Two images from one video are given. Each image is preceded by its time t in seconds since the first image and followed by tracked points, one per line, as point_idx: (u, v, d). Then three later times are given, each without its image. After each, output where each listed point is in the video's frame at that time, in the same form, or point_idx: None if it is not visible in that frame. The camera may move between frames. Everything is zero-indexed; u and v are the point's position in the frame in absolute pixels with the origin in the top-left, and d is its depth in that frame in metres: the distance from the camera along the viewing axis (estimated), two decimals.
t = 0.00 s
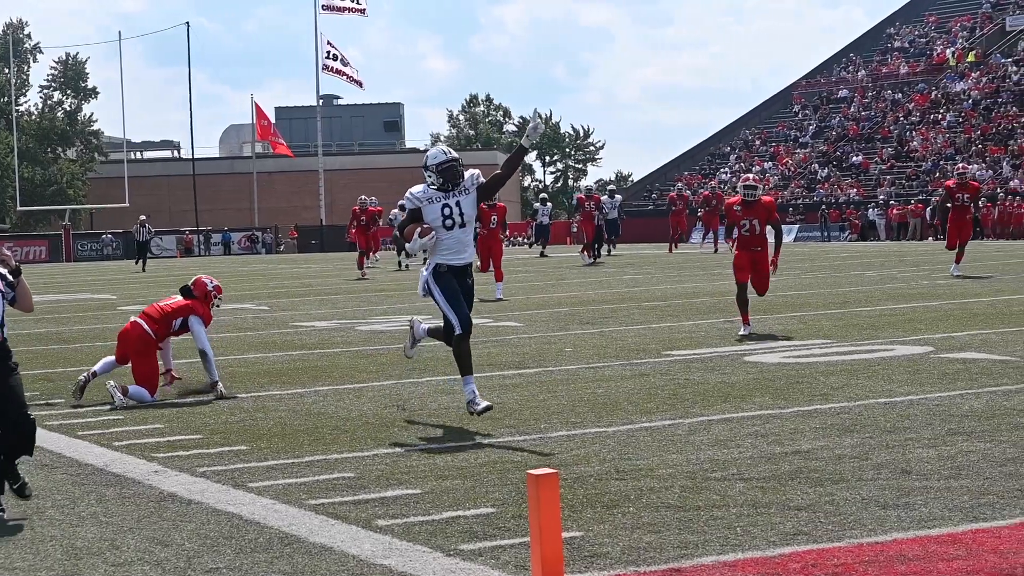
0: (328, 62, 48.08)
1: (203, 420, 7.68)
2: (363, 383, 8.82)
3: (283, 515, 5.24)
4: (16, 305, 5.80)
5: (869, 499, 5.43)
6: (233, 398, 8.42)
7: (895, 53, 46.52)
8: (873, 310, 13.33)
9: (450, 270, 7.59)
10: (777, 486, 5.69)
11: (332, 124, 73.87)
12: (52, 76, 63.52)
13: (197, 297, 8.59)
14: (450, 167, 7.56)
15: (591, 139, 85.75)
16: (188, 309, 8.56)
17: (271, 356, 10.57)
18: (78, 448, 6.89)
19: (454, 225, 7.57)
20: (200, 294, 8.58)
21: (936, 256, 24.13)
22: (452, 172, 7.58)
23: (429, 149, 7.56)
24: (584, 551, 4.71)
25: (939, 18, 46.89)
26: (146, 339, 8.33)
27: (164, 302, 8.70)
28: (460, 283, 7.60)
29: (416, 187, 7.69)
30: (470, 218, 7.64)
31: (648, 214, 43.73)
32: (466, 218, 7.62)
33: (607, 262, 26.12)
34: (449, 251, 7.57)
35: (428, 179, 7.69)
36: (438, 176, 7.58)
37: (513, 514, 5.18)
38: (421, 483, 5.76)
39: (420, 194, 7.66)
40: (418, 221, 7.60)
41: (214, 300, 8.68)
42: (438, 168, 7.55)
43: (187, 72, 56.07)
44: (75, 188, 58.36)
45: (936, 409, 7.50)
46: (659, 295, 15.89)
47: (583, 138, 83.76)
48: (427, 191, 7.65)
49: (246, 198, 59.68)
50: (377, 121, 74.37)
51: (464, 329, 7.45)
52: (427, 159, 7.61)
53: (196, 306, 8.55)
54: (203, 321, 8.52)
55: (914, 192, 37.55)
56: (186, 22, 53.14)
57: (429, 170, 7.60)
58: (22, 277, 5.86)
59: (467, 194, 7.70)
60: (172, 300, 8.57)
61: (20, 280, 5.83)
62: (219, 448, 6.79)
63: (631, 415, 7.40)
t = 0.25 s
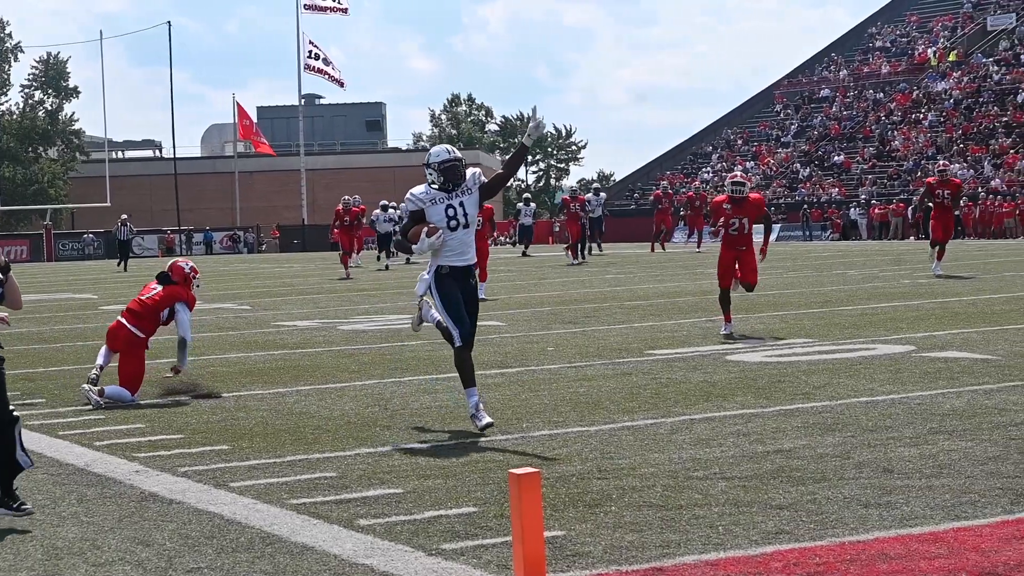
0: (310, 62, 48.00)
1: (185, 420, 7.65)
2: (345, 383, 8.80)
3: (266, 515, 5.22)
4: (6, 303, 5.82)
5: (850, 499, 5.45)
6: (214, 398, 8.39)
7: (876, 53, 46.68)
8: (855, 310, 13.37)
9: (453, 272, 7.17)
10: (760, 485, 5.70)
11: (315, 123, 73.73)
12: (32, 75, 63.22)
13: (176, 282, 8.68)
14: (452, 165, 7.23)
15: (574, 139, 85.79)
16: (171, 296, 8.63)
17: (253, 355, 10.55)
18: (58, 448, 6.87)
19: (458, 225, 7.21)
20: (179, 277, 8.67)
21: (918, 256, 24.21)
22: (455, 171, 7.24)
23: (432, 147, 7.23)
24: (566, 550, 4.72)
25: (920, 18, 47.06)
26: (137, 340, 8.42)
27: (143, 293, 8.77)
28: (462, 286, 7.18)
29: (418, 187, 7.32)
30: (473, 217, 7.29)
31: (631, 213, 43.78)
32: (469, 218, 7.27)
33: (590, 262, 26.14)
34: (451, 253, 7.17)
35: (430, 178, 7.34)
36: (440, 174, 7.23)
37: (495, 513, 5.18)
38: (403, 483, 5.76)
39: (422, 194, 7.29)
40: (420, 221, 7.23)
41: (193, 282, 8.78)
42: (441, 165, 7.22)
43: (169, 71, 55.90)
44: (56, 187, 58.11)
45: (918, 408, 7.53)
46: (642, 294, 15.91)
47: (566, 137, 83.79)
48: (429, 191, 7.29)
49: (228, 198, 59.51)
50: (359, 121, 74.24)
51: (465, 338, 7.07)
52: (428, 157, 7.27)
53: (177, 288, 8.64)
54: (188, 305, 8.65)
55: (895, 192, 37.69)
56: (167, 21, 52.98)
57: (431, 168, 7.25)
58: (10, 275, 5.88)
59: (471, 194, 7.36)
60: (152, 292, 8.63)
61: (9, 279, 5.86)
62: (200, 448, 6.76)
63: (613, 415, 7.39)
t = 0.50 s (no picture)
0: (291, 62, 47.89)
1: (166, 420, 7.62)
2: (325, 384, 8.79)
3: (246, 515, 5.21)
4: None
5: (831, 498, 5.47)
6: (195, 399, 8.36)
7: (857, 53, 46.87)
8: (836, 310, 13.41)
9: (453, 278, 6.85)
10: (741, 485, 5.71)
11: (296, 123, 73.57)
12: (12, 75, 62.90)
13: (156, 273, 8.57)
14: (455, 168, 6.99)
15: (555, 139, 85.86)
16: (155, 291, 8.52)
17: (233, 356, 10.52)
18: (37, 449, 6.83)
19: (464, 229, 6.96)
20: (159, 269, 8.55)
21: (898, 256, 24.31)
22: (458, 174, 7.00)
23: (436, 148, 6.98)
24: (546, 550, 4.72)
25: (901, 19, 47.25)
26: (129, 340, 8.39)
27: (121, 284, 8.62)
28: (464, 292, 6.87)
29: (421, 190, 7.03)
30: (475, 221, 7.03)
31: (612, 214, 43.83)
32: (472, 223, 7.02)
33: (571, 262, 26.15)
34: (455, 256, 6.87)
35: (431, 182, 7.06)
36: (443, 177, 6.98)
37: (477, 514, 5.17)
38: (384, 483, 5.75)
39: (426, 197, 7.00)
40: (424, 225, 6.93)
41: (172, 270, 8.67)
42: (445, 167, 6.96)
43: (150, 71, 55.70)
44: (36, 188, 57.82)
45: (899, 407, 7.57)
46: (623, 294, 15.93)
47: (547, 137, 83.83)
48: (432, 194, 7.00)
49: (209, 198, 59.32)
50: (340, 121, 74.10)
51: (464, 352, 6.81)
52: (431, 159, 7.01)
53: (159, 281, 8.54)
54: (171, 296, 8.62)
55: (876, 192, 37.84)
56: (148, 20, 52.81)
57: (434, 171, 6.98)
58: None
59: (474, 196, 7.10)
60: (135, 287, 8.50)
61: None
62: (181, 449, 6.73)
63: (594, 415, 7.40)
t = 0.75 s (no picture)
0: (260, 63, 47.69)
1: (134, 423, 7.59)
2: (294, 385, 8.77)
3: (215, 518, 5.20)
4: None
5: (801, 496, 5.50)
6: (163, 402, 8.33)
7: (824, 53, 47.16)
8: (804, 308, 13.51)
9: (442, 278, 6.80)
10: (711, 484, 5.74)
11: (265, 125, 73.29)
12: None
13: (130, 270, 8.57)
14: (445, 165, 6.89)
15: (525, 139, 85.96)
16: (130, 289, 8.54)
17: (202, 358, 10.48)
18: (4, 453, 6.79)
19: (457, 227, 6.88)
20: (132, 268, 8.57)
21: (865, 255, 24.49)
22: (449, 170, 6.90)
23: (427, 144, 6.89)
24: (517, 551, 4.73)
25: (868, 18, 47.56)
26: (107, 339, 8.37)
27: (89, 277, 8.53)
28: (455, 291, 6.81)
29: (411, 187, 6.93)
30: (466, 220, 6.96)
31: (583, 214, 43.92)
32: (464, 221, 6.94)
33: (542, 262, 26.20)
34: (447, 254, 6.80)
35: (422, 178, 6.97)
36: (433, 174, 6.88)
37: (447, 515, 5.18)
38: (353, 484, 5.75)
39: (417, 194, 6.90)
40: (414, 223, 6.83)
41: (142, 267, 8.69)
42: (436, 164, 6.87)
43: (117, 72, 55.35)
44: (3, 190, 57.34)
45: (868, 405, 7.62)
46: (592, 294, 15.99)
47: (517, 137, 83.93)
48: (424, 191, 6.91)
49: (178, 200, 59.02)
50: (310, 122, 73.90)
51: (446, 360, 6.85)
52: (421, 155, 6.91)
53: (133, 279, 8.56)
54: (143, 293, 8.67)
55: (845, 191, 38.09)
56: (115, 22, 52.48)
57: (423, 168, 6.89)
58: None
59: (466, 193, 7.02)
60: (111, 284, 8.47)
61: None
62: (149, 452, 6.71)
63: (564, 415, 7.42)
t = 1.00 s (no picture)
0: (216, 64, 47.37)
1: (90, 427, 7.53)
2: (252, 387, 8.74)
3: (172, 522, 5.17)
4: None
5: (759, 495, 5.56)
6: (120, 406, 8.28)
7: (780, 52, 47.53)
8: (761, 307, 13.63)
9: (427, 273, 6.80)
10: (669, 483, 5.79)
11: (223, 126, 72.85)
12: None
13: (90, 265, 8.49)
14: (426, 157, 6.85)
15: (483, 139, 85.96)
16: (91, 285, 8.45)
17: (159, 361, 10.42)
18: None
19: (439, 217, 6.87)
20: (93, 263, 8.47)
21: (820, 254, 24.74)
22: (431, 162, 6.88)
23: (407, 136, 6.85)
24: (476, 552, 4.75)
25: (824, 17, 47.96)
26: (72, 335, 8.37)
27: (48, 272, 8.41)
28: (440, 284, 6.82)
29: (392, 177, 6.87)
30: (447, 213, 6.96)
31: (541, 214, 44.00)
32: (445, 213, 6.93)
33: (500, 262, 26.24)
34: (428, 248, 6.81)
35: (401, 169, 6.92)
36: (413, 166, 6.84)
37: (405, 516, 5.18)
38: (311, 487, 5.74)
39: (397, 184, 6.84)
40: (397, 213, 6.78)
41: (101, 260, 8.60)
42: (416, 156, 6.84)
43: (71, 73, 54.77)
44: None
45: (825, 403, 7.70)
46: (550, 294, 16.04)
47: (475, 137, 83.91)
48: (405, 182, 6.85)
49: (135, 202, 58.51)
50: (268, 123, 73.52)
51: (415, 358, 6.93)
52: (401, 146, 6.86)
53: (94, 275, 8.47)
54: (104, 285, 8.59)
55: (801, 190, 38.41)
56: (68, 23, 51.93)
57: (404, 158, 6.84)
58: None
59: (445, 185, 7.01)
60: (72, 280, 8.38)
61: None
62: (105, 455, 6.66)
63: (522, 415, 7.46)
